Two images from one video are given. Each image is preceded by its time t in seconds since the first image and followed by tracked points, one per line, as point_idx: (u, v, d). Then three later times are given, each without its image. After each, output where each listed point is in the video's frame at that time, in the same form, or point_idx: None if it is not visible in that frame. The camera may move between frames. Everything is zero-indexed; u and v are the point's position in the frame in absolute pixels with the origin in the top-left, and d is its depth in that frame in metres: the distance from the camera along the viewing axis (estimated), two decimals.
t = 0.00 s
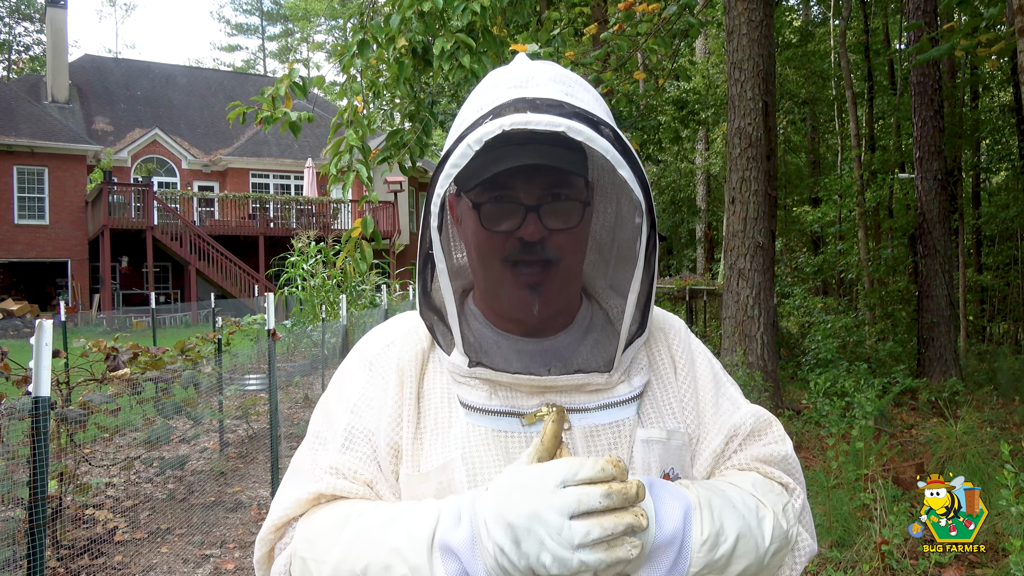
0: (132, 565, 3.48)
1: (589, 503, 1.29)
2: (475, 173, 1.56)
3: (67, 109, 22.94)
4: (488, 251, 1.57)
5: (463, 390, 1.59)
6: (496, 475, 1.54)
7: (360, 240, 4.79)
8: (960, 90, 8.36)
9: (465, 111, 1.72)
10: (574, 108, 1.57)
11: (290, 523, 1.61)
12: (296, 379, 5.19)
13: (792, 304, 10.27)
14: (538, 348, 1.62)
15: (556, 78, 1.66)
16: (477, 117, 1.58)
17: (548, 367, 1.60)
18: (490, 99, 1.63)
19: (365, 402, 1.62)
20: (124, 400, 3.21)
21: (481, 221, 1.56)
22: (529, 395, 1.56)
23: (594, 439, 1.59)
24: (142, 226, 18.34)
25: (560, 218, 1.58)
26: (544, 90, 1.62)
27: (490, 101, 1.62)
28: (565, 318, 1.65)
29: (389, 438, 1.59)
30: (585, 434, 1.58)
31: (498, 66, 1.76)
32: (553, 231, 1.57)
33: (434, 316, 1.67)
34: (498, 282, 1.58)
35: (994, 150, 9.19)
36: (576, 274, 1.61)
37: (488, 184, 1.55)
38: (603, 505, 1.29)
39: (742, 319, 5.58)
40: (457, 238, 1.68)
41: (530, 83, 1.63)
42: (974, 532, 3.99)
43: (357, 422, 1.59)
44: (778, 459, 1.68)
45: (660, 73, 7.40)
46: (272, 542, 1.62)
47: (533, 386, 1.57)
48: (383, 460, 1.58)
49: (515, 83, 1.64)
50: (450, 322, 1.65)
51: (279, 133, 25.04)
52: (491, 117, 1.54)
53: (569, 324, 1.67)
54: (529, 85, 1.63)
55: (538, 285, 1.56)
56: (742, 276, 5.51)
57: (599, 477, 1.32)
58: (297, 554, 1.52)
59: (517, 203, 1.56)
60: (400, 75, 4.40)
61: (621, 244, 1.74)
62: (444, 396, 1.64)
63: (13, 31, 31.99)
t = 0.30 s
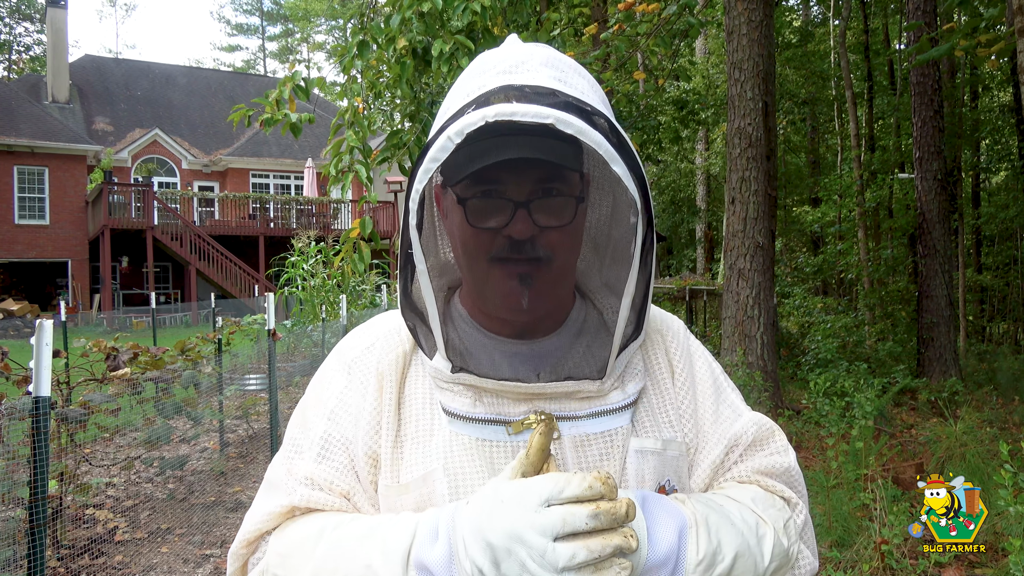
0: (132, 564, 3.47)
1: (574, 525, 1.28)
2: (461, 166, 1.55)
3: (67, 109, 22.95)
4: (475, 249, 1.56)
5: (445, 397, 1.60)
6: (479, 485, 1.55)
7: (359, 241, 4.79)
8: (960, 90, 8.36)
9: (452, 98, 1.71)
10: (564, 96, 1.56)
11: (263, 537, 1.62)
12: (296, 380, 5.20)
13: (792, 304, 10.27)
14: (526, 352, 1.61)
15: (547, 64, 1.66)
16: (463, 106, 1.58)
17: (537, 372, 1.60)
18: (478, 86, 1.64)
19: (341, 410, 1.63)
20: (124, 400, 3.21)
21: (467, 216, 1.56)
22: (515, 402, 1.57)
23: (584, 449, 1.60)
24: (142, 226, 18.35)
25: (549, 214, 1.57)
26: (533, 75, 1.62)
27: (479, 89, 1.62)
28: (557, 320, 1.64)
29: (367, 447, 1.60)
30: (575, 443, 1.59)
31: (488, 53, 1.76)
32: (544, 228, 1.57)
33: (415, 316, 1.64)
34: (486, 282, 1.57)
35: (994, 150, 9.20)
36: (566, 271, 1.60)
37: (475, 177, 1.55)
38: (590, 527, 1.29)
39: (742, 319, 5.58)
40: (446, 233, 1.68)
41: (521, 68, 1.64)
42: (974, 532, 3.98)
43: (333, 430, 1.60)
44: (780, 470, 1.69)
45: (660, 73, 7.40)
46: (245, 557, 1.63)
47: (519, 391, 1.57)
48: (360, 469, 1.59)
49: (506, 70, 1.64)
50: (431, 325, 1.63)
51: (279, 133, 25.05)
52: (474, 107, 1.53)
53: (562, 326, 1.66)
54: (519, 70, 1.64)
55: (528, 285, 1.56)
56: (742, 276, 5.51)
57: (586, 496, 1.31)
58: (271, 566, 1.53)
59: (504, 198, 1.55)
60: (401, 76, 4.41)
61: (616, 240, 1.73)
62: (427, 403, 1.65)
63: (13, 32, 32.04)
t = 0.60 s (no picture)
0: (132, 564, 3.46)
1: (567, 528, 1.28)
2: (452, 161, 1.55)
3: (67, 109, 22.97)
4: (467, 247, 1.57)
5: (435, 398, 1.59)
6: (469, 489, 1.55)
7: (359, 241, 4.79)
8: (960, 90, 8.37)
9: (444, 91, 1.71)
10: (556, 87, 1.55)
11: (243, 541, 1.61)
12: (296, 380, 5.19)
13: (792, 304, 10.28)
14: (518, 353, 1.61)
15: (540, 55, 1.66)
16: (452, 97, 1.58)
17: (531, 373, 1.59)
18: (470, 78, 1.64)
19: (327, 412, 1.63)
20: (124, 400, 3.21)
21: (458, 212, 1.57)
22: (507, 404, 1.56)
23: (579, 452, 1.59)
24: (142, 226, 18.36)
25: (542, 210, 1.57)
26: (525, 66, 1.61)
27: (470, 81, 1.62)
28: (549, 320, 1.64)
29: (353, 450, 1.60)
30: (569, 446, 1.59)
31: (481, 44, 1.76)
32: (537, 225, 1.57)
33: (402, 315, 1.63)
34: (477, 281, 1.57)
35: (994, 150, 9.22)
36: (558, 268, 1.60)
37: (466, 172, 1.55)
38: (582, 531, 1.29)
39: (742, 319, 5.58)
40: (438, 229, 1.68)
41: (512, 60, 1.63)
42: (974, 532, 3.98)
43: (319, 433, 1.61)
44: (784, 474, 1.68)
45: (660, 73, 7.40)
46: (225, 562, 1.62)
47: (511, 394, 1.56)
48: (345, 473, 1.59)
49: (498, 61, 1.64)
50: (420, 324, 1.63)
51: (279, 133, 25.05)
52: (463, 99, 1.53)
53: (556, 327, 1.66)
54: (510, 62, 1.63)
55: (519, 283, 1.56)
56: (742, 276, 5.51)
57: (578, 499, 1.31)
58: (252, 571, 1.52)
59: (496, 194, 1.56)
60: (401, 77, 4.40)
61: (611, 236, 1.72)
62: (417, 406, 1.64)
63: (13, 32, 32.06)
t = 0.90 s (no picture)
0: (132, 564, 3.46)
1: (560, 520, 1.28)
2: (457, 155, 1.57)
3: (67, 109, 22.97)
4: (470, 243, 1.57)
5: (435, 397, 1.59)
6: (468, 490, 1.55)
7: (359, 241, 4.79)
8: (960, 90, 8.36)
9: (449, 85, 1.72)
10: (561, 81, 1.56)
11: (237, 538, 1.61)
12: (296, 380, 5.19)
13: (792, 304, 10.28)
14: (521, 352, 1.62)
15: (546, 49, 1.66)
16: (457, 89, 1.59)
17: (533, 373, 1.59)
18: (475, 70, 1.65)
19: (325, 410, 1.64)
20: (124, 400, 3.22)
21: (462, 208, 1.57)
22: (508, 404, 1.56)
23: (580, 453, 1.59)
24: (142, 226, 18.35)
25: (546, 208, 1.58)
26: (531, 60, 1.62)
27: (475, 73, 1.63)
28: (553, 319, 1.64)
29: (350, 448, 1.60)
30: (570, 447, 1.59)
31: (487, 39, 1.77)
32: (541, 222, 1.57)
33: (403, 312, 1.64)
34: (480, 278, 1.57)
35: (994, 150, 9.23)
36: (563, 265, 1.60)
37: (471, 167, 1.56)
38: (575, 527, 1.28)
39: (742, 319, 5.58)
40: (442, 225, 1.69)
41: (518, 53, 1.64)
42: (974, 532, 3.98)
43: (316, 430, 1.61)
44: (788, 479, 1.69)
45: (660, 73, 7.40)
46: (219, 557, 1.63)
47: (512, 393, 1.57)
48: (341, 470, 1.60)
49: (504, 55, 1.65)
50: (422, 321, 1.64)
51: (279, 133, 25.04)
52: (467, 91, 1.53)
53: (560, 326, 1.66)
54: (516, 56, 1.64)
55: (522, 281, 1.56)
56: (742, 276, 5.51)
57: (576, 494, 1.31)
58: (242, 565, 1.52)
59: (500, 190, 1.56)
60: (401, 77, 4.40)
61: (618, 234, 1.72)
62: (417, 404, 1.65)
63: (13, 32, 32.03)
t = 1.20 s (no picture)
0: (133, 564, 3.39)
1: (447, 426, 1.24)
2: (465, 157, 1.63)
3: (67, 109, 22.98)
4: (478, 244, 1.63)
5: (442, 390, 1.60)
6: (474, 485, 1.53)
7: (360, 241, 4.78)
8: (960, 90, 8.37)
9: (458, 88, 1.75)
10: (566, 86, 1.59)
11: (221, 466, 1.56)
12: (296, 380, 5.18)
13: (792, 305, 10.28)
14: (527, 350, 1.65)
15: (557, 54, 1.69)
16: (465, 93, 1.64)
17: (538, 371, 1.63)
18: (484, 75, 1.68)
19: (337, 369, 1.59)
20: (124, 400, 3.22)
21: (471, 209, 1.63)
22: (513, 400, 1.58)
23: (582, 450, 1.57)
24: (142, 226, 18.36)
25: (551, 210, 1.63)
26: (540, 65, 1.65)
27: (484, 79, 1.66)
28: (561, 318, 1.69)
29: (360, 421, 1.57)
30: (573, 443, 1.57)
31: (499, 45, 1.80)
32: (545, 224, 1.63)
33: (412, 307, 1.66)
34: (487, 276, 1.62)
35: (994, 150, 9.26)
36: (567, 266, 1.65)
37: (478, 169, 1.62)
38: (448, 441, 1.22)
39: (742, 319, 5.58)
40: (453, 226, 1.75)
41: (528, 58, 1.67)
42: (974, 532, 3.98)
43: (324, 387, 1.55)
44: (803, 450, 1.65)
45: (659, 73, 7.40)
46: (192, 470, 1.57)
47: (518, 389, 1.58)
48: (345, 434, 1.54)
49: (514, 60, 1.67)
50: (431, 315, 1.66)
51: (279, 133, 25.04)
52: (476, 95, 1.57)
53: (565, 326, 1.71)
54: (526, 61, 1.66)
55: (526, 279, 1.60)
56: (742, 276, 5.51)
57: (482, 441, 1.23)
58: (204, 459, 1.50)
59: (507, 193, 1.62)
60: (402, 78, 4.41)
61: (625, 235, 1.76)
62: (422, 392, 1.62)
63: (13, 32, 32.02)
